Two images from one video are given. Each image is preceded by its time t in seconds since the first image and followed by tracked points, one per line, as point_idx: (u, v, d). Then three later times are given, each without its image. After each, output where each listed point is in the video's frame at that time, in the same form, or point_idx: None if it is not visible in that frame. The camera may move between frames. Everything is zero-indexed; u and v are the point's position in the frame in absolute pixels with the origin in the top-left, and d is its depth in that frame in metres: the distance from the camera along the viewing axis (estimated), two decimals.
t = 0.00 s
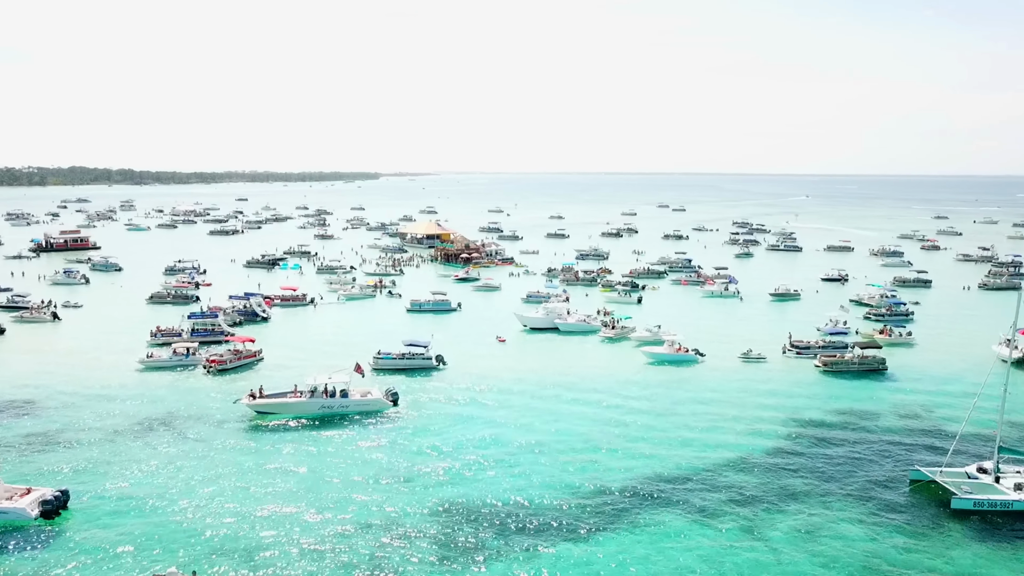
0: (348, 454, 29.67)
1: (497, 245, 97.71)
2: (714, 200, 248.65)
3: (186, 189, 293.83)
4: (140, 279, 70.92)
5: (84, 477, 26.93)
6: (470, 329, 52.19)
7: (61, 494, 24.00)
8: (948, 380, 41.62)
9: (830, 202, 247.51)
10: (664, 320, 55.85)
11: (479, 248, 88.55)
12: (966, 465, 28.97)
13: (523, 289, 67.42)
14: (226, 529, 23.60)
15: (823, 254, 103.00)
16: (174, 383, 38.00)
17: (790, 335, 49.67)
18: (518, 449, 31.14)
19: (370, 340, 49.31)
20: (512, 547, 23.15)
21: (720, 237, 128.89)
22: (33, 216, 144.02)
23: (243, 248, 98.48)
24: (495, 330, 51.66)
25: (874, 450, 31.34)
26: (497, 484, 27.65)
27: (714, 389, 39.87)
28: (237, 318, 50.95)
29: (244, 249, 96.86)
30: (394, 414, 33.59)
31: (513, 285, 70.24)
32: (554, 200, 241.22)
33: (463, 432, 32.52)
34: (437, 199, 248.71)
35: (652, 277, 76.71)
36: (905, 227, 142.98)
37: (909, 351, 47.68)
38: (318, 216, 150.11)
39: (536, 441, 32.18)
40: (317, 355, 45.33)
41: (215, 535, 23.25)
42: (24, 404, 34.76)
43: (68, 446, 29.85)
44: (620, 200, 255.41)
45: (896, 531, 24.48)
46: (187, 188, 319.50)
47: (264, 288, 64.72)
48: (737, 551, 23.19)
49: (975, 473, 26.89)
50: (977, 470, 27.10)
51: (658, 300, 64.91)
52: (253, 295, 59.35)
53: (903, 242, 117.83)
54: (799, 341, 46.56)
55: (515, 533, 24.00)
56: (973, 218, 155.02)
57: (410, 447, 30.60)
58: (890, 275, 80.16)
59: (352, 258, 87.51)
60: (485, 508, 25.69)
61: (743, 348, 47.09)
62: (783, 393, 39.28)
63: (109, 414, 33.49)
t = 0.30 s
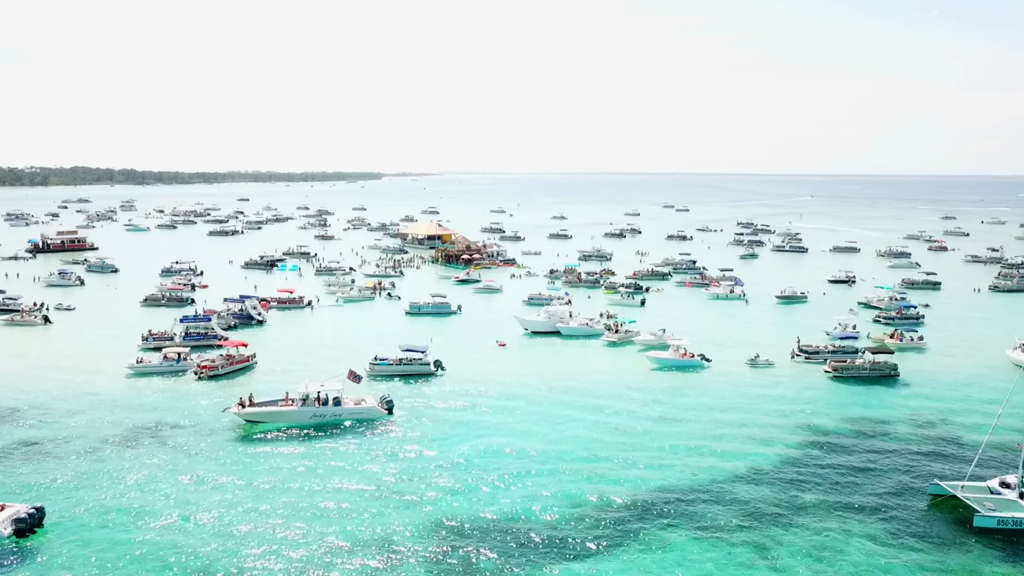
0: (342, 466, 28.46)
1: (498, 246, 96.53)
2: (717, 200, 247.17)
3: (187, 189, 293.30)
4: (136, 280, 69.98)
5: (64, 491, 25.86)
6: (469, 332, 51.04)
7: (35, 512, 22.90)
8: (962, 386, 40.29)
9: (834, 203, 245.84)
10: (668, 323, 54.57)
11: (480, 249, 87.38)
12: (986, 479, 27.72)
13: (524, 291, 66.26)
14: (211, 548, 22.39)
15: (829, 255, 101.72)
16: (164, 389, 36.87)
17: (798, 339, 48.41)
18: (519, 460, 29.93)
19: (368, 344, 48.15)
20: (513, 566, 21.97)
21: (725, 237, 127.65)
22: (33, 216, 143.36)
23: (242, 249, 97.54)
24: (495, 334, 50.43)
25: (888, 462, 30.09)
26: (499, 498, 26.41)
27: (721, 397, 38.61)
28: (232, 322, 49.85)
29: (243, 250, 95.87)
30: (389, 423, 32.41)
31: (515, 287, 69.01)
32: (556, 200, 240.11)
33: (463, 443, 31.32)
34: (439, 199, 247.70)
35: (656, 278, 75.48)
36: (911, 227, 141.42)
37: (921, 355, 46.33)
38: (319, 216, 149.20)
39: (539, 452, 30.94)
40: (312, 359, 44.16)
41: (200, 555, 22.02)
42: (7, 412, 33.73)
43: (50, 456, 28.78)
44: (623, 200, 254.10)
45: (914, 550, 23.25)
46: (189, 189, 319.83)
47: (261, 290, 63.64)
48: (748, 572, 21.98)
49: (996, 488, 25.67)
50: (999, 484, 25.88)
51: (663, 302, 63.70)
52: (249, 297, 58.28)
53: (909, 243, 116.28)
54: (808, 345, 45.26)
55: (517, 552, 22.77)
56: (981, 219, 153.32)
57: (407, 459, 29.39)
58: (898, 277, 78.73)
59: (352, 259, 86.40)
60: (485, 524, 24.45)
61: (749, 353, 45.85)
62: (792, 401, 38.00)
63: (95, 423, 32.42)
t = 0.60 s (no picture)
0: (335, 478, 27.26)
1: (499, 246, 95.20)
2: (720, 200, 245.68)
3: (189, 189, 292.73)
4: (131, 282, 68.89)
5: (40, 506, 24.71)
6: (468, 336, 49.78)
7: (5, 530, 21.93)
8: (977, 394, 38.89)
9: (838, 203, 244.11)
10: (673, 327, 53.20)
11: (480, 250, 86.06)
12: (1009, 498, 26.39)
13: (525, 293, 64.94)
14: (192, 569, 21.15)
15: (835, 256, 100.24)
16: (151, 397, 35.71)
17: (806, 344, 47.06)
18: (521, 472, 28.65)
19: (366, 350, 46.93)
20: None
21: (729, 237, 126.16)
22: (31, 216, 142.54)
23: (239, 249, 96.41)
24: (495, 338, 49.12)
25: (905, 479, 28.73)
26: (499, 513, 25.19)
27: (728, 405, 37.24)
28: (225, 325, 48.71)
29: (241, 251, 94.75)
30: (383, 433, 31.11)
31: (516, 289, 67.73)
32: (558, 199, 238.82)
33: (461, 454, 30.06)
34: (440, 199, 246.66)
35: (660, 280, 74.11)
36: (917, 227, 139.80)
37: (934, 360, 44.92)
38: (319, 216, 148.10)
39: (542, 463, 29.67)
40: (306, 365, 42.93)
41: (183, 575, 20.82)
42: None
43: (28, 467, 27.59)
44: (626, 200, 252.75)
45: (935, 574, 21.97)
46: (190, 189, 319.49)
47: (256, 292, 62.44)
48: None
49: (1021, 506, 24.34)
50: None
51: (667, 305, 62.37)
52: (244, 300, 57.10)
53: (916, 243, 114.71)
54: (816, 350, 43.92)
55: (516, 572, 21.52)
56: (987, 219, 151.53)
57: (404, 470, 28.15)
58: (907, 278, 77.20)
59: (351, 260, 85.19)
60: (486, 542, 23.20)
61: (756, 358, 44.50)
62: (802, 410, 36.65)
63: (78, 432, 31.23)
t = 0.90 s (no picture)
0: (326, 492, 26.04)
1: (500, 247, 94.05)
2: (723, 200, 244.44)
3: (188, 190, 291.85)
4: (125, 284, 67.83)
5: (16, 520, 23.63)
6: (467, 340, 48.61)
7: None
8: (993, 400, 37.62)
9: (841, 203, 242.75)
10: (676, 330, 51.98)
11: (481, 250, 84.86)
12: None
13: (526, 295, 63.78)
14: None
15: (840, 256, 98.88)
16: (138, 405, 34.59)
17: (813, 349, 45.81)
18: (520, 485, 27.40)
19: (362, 356, 45.81)
20: None
21: (732, 238, 124.82)
22: (28, 216, 141.58)
23: (237, 250, 95.31)
24: (494, 342, 47.93)
25: (922, 492, 27.43)
26: (498, 528, 24.04)
27: (734, 412, 35.98)
28: (218, 329, 47.60)
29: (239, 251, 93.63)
30: (376, 442, 29.95)
31: (516, 291, 66.53)
32: (560, 199, 237.83)
33: (458, 464, 28.84)
34: (442, 199, 245.49)
35: (663, 281, 72.85)
36: (922, 227, 138.47)
37: (946, 364, 43.62)
38: (319, 216, 147.01)
39: (542, 474, 28.44)
40: (300, 372, 41.80)
41: None
42: None
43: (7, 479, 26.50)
44: (628, 199, 251.36)
45: None
46: (190, 189, 318.79)
47: (252, 294, 61.35)
48: None
49: None
50: None
51: (670, 307, 61.15)
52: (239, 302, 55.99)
53: (921, 243, 113.25)
54: (825, 355, 42.65)
55: None
56: (992, 219, 150.20)
57: (398, 483, 26.92)
58: (914, 280, 75.89)
59: (349, 260, 84.06)
60: (482, 562, 21.99)
61: (763, 363, 43.27)
62: (811, 418, 35.38)
63: (60, 442, 30.10)
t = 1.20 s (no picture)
0: (311, 507, 24.62)
1: (500, 247, 92.75)
2: (725, 200, 243.00)
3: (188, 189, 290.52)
4: (117, 285, 66.59)
5: None
6: (465, 344, 47.31)
7: None
8: (1009, 407, 36.26)
9: (844, 202, 241.34)
10: (680, 333, 50.65)
11: (480, 250, 83.53)
12: None
13: (526, 297, 62.48)
14: None
15: (845, 256, 97.48)
16: (121, 413, 33.32)
17: (821, 353, 44.47)
18: (516, 499, 26.04)
19: (356, 361, 44.48)
20: None
21: (735, 237, 123.48)
22: (25, 216, 140.32)
23: (234, 250, 94.07)
24: (493, 346, 46.55)
25: (941, 508, 26.00)
26: (496, 546, 22.75)
27: (742, 421, 34.60)
28: (209, 332, 46.45)
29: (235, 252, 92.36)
30: (368, 453, 28.68)
31: (515, 292, 65.12)
32: (561, 199, 236.60)
33: (453, 478, 27.43)
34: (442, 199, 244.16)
35: (665, 282, 71.52)
36: (927, 227, 137.14)
37: (959, 368, 42.28)
38: (318, 216, 145.73)
39: (540, 488, 27.01)
40: (291, 379, 40.50)
41: None
42: None
43: None
44: (629, 199, 249.64)
45: None
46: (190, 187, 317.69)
47: (245, 296, 60.08)
48: None
49: None
50: None
51: (673, 309, 59.81)
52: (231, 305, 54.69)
53: (927, 243, 111.56)
54: (834, 359, 41.26)
55: None
56: (998, 219, 148.72)
57: (388, 498, 25.50)
58: (922, 280, 74.54)
59: (347, 261, 82.78)
60: None
61: (770, 368, 41.92)
62: (821, 427, 33.98)
63: (38, 453, 28.83)
